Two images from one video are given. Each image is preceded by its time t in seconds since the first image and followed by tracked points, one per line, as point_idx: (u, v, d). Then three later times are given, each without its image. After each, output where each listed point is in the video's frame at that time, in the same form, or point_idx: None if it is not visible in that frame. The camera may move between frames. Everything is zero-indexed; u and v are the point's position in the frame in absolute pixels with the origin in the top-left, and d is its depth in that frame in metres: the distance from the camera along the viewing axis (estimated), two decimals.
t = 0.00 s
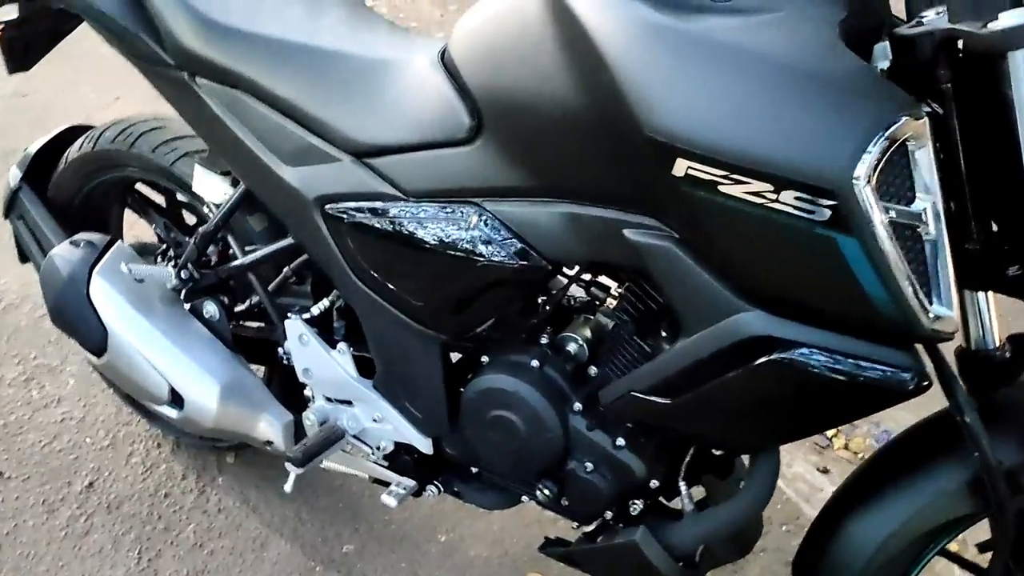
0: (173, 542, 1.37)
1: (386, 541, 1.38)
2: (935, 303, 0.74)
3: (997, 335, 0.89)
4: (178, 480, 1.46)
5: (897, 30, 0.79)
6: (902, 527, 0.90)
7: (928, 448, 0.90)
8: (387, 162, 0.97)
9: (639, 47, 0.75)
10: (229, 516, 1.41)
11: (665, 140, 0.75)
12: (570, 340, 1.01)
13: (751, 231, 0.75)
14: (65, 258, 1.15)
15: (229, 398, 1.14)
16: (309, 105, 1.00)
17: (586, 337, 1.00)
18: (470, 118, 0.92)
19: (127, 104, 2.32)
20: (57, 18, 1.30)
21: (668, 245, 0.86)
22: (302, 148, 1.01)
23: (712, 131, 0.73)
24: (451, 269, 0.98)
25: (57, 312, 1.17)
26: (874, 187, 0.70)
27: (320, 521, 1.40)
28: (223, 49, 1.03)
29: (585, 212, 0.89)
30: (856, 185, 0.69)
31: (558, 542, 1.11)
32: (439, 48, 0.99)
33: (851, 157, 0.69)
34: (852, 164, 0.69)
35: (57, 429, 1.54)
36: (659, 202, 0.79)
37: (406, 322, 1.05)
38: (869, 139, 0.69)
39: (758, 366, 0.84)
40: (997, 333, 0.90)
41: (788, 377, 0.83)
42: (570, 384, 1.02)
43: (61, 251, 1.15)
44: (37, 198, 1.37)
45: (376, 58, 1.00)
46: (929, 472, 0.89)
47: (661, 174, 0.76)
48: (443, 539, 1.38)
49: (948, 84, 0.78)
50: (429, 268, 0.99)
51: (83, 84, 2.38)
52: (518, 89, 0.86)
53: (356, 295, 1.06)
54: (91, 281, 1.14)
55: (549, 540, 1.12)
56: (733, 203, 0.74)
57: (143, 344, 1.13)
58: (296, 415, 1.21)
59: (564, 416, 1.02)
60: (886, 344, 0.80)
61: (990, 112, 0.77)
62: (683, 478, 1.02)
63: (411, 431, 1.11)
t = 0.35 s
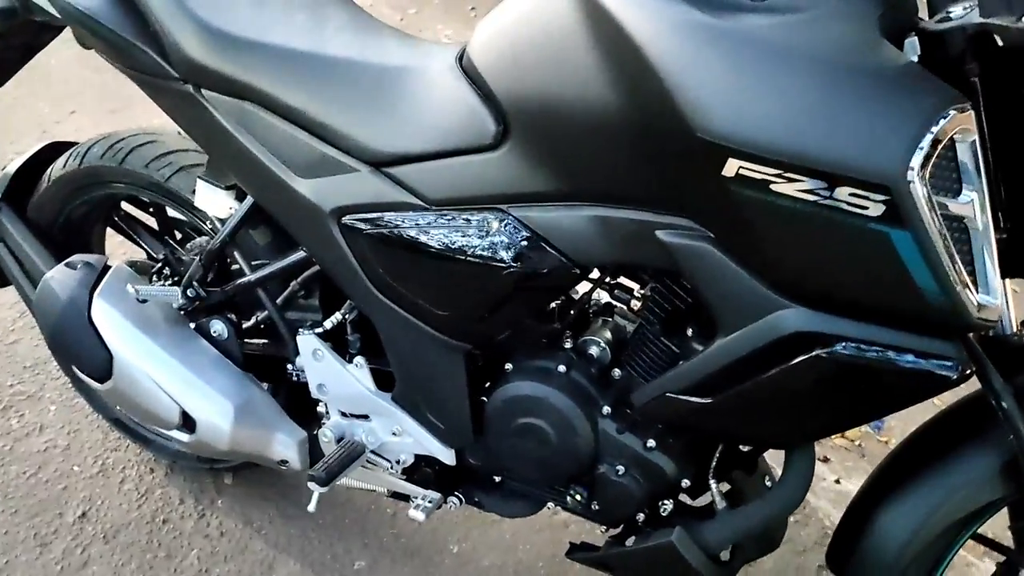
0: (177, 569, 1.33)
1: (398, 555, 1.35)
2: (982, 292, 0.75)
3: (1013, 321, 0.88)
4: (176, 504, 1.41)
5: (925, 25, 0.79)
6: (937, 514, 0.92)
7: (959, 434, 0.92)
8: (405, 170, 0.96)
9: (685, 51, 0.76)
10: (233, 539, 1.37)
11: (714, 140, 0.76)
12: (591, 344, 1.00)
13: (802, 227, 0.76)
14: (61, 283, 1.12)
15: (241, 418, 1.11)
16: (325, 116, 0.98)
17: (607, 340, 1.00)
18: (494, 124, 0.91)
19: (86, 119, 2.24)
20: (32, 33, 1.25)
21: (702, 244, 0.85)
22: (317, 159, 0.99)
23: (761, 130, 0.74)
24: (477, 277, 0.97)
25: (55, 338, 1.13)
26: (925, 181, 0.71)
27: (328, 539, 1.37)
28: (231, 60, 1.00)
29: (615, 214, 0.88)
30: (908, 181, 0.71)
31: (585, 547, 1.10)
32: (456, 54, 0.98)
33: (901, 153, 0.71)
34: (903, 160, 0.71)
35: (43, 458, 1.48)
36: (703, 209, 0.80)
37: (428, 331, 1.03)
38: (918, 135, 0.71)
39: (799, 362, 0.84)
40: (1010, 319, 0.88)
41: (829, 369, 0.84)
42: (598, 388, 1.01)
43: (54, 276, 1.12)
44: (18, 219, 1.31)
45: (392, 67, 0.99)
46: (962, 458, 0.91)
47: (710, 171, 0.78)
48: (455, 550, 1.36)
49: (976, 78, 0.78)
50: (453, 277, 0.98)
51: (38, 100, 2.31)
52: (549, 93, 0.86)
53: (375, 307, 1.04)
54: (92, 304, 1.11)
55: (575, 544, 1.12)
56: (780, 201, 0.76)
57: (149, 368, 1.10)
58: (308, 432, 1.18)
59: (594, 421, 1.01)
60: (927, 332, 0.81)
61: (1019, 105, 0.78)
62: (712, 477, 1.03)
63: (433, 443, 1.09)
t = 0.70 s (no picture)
0: None
1: (399, 558, 1.34)
2: (993, 281, 0.77)
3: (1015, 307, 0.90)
4: (170, 515, 1.39)
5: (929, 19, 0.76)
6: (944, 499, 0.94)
7: (961, 420, 0.94)
8: (412, 172, 0.96)
9: (701, 49, 0.78)
10: (231, 547, 1.35)
11: (732, 136, 0.77)
12: (597, 342, 1.01)
13: (819, 220, 0.78)
14: (57, 292, 1.11)
15: (244, 423, 1.10)
16: (329, 118, 0.97)
17: (613, 337, 1.01)
18: (504, 124, 0.92)
19: (54, 124, 2.20)
20: (14, 37, 1.22)
21: (713, 240, 0.86)
22: (321, 161, 0.98)
23: (778, 125, 0.76)
24: (485, 278, 0.97)
25: (53, 349, 1.12)
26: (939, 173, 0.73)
27: (327, 544, 1.36)
28: (231, 61, 0.99)
29: (626, 211, 0.89)
30: (926, 175, 0.72)
31: (592, 543, 1.11)
32: (459, 55, 0.99)
33: (918, 148, 0.72)
34: (920, 155, 0.72)
35: (30, 472, 1.44)
36: (718, 204, 0.82)
37: (435, 332, 1.03)
38: (933, 131, 0.72)
39: (811, 355, 0.85)
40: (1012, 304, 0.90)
41: (842, 361, 0.85)
42: (607, 385, 1.02)
43: (50, 285, 1.11)
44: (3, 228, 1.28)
45: (393, 66, 0.99)
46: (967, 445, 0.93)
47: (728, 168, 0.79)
48: (457, 550, 1.35)
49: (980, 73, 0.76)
50: (462, 278, 0.98)
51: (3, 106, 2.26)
52: (560, 90, 0.86)
53: (381, 310, 1.03)
54: (91, 312, 1.09)
55: (582, 540, 1.12)
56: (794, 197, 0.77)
57: (150, 376, 1.09)
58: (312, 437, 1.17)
59: (603, 417, 1.01)
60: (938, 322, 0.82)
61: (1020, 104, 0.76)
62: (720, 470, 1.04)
63: (440, 444, 1.09)
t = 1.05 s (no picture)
0: None
1: (395, 555, 1.33)
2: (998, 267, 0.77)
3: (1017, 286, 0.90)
4: (160, 518, 1.37)
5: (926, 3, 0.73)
6: (947, 483, 0.94)
7: (961, 404, 0.94)
8: (406, 165, 0.94)
9: (705, 34, 0.77)
10: (224, 549, 1.33)
11: (737, 124, 0.76)
12: (594, 333, 0.99)
13: (827, 208, 0.77)
14: (39, 295, 1.08)
15: (238, 425, 1.08)
16: (321, 111, 0.95)
17: (610, 328, 0.99)
18: (501, 114, 0.90)
19: (24, 121, 2.15)
20: None
21: (716, 230, 0.85)
22: (313, 156, 0.96)
23: (783, 113, 0.75)
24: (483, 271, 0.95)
25: (35, 353, 1.08)
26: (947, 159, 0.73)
27: (322, 544, 1.34)
28: (218, 54, 0.97)
29: (626, 201, 0.88)
30: (933, 161, 0.72)
31: (593, 536, 1.10)
32: (452, 44, 0.97)
33: (926, 133, 0.72)
34: (927, 141, 0.72)
35: (13, 478, 1.41)
36: (721, 193, 0.81)
37: (432, 328, 1.01)
38: (940, 117, 0.72)
39: (815, 344, 0.85)
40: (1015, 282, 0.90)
41: (847, 349, 0.84)
42: (606, 376, 1.01)
43: (33, 287, 1.08)
44: None
45: (385, 56, 0.97)
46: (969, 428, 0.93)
47: (733, 155, 0.78)
48: (453, 546, 1.34)
49: (980, 56, 0.74)
50: (459, 272, 0.96)
51: None
52: (558, 79, 0.85)
53: (377, 305, 1.02)
54: (76, 315, 1.07)
55: (583, 534, 1.11)
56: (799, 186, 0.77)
57: (140, 379, 1.07)
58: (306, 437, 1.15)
59: (603, 410, 1.00)
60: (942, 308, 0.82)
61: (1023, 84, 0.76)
62: (722, 460, 1.03)
63: (438, 440, 1.08)
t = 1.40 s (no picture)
0: None
1: (390, 549, 1.30)
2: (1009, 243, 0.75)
3: None
4: (149, 519, 1.34)
5: None
6: (954, 465, 0.91)
7: (966, 383, 0.91)
8: (387, 152, 0.90)
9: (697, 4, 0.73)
10: (215, 548, 1.30)
11: (734, 103, 0.73)
12: (587, 320, 0.97)
13: (831, 186, 0.74)
14: (13, 297, 1.05)
15: (222, 424, 1.05)
16: (296, 99, 0.91)
17: (604, 314, 0.97)
18: (485, 95, 0.86)
19: None
20: None
21: (710, 211, 0.82)
22: (290, 145, 0.92)
23: (781, 90, 0.72)
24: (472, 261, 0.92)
25: (13, 358, 1.07)
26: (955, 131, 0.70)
27: (315, 540, 1.31)
28: (186, 43, 0.92)
29: (617, 183, 0.84)
30: (938, 134, 0.68)
31: (592, 527, 1.07)
32: (431, 23, 0.92)
33: (932, 105, 0.69)
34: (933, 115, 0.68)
35: None
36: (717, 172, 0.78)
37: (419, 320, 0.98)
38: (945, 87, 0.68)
39: (817, 327, 0.81)
40: None
41: (850, 332, 0.81)
42: (601, 364, 0.97)
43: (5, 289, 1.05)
44: None
45: (360, 38, 0.92)
46: (976, 406, 0.90)
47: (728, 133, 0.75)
48: (450, 538, 1.31)
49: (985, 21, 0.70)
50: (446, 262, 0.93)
51: None
52: (543, 57, 0.81)
53: (362, 298, 0.98)
54: (50, 317, 1.04)
55: (581, 525, 1.08)
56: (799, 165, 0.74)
57: (118, 381, 1.03)
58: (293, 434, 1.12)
59: (599, 399, 0.97)
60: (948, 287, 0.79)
61: None
62: (722, 447, 1.00)
63: (430, 434, 1.04)
